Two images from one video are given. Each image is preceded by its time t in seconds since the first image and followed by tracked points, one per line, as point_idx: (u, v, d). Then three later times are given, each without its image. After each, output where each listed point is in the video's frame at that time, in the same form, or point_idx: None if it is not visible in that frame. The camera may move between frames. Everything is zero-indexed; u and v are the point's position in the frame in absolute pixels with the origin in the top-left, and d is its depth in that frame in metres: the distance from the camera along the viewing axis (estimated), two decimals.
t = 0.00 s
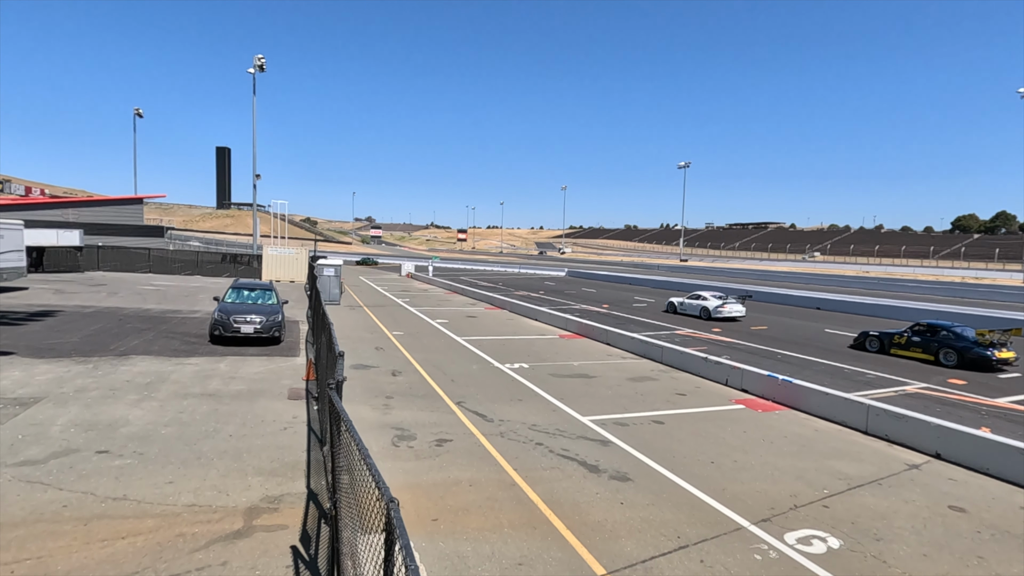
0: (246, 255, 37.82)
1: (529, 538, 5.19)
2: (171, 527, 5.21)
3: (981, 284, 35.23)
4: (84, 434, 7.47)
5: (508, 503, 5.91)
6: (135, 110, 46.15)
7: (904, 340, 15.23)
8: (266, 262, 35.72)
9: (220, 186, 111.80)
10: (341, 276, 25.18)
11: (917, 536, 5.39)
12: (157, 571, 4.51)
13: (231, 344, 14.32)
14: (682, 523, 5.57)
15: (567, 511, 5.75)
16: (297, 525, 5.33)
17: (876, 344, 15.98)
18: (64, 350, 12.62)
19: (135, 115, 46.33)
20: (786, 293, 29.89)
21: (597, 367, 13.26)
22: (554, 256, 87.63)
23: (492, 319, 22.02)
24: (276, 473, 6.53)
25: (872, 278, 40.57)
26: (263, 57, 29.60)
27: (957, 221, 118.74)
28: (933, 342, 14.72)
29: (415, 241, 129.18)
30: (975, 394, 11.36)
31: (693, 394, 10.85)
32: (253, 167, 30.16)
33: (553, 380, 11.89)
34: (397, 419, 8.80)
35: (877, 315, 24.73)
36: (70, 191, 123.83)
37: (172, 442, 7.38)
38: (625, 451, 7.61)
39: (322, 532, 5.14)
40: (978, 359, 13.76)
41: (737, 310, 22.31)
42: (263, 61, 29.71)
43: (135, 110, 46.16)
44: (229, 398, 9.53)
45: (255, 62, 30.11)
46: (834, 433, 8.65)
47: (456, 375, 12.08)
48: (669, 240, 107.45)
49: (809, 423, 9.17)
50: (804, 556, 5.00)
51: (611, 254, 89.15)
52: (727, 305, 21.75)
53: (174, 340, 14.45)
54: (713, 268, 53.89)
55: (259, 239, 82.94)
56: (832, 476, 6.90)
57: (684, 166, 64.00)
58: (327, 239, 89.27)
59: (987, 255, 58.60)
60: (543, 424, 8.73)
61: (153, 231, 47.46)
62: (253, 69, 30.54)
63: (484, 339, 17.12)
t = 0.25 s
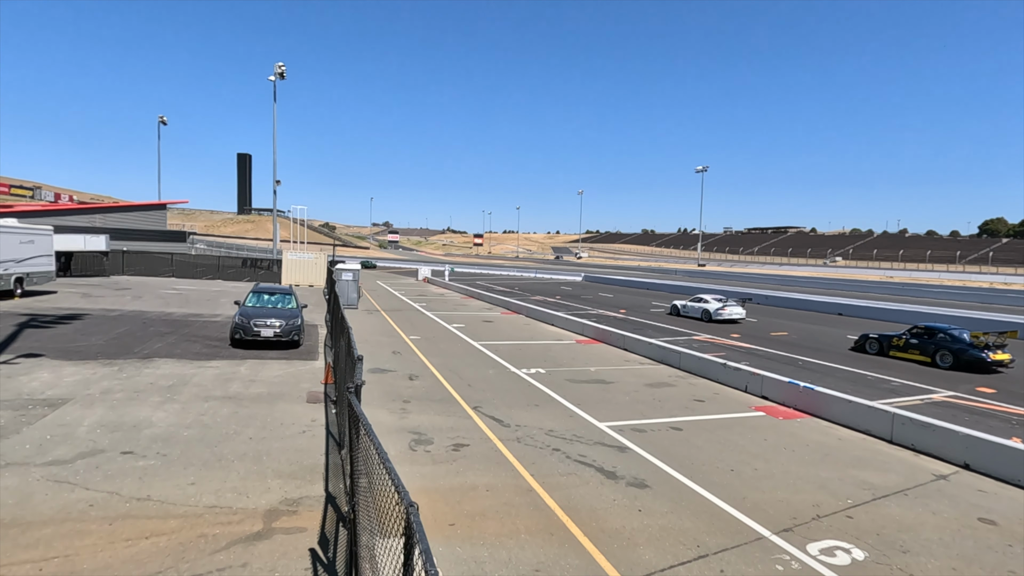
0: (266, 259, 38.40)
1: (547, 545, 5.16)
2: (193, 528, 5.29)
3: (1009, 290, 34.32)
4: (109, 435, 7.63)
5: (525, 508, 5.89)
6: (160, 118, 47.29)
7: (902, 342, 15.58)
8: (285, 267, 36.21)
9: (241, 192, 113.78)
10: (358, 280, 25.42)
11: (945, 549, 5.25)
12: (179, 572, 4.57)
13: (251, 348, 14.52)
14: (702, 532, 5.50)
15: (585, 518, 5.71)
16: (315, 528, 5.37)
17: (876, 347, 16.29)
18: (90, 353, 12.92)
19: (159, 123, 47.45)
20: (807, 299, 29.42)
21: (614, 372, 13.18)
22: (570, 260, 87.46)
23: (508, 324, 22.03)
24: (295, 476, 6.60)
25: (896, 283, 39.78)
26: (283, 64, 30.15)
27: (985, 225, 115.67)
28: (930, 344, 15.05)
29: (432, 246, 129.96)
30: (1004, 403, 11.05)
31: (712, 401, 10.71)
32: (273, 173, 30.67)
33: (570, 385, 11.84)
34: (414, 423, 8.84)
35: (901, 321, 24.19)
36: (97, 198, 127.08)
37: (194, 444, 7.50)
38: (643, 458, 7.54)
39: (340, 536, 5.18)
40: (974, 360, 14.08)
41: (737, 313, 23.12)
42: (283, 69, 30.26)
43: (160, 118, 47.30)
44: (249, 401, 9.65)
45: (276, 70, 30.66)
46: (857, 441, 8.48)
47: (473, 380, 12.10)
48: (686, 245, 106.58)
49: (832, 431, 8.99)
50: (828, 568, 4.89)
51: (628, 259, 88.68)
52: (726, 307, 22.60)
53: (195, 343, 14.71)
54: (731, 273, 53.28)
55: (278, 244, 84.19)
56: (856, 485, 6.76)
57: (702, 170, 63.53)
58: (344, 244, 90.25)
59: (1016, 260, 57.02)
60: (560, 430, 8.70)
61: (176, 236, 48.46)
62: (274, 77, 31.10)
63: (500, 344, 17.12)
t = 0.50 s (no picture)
0: (277, 263, 38.74)
1: (557, 550, 5.13)
2: (205, 530, 5.33)
3: None
4: (124, 438, 7.72)
5: (535, 514, 5.87)
6: (175, 125, 48.10)
7: (887, 343, 16.15)
8: (297, 271, 36.57)
9: (254, 197, 115.11)
10: (369, 284, 25.56)
11: (963, 558, 5.16)
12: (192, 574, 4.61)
13: (263, 351, 14.63)
14: (714, 539, 5.45)
15: (595, 524, 5.68)
16: (326, 532, 5.39)
17: (862, 347, 16.79)
18: (106, 356, 13.09)
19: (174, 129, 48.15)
20: (820, 303, 29.13)
21: (625, 377, 13.11)
22: (580, 264, 87.41)
23: (518, 328, 22.05)
24: (306, 480, 6.63)
25: (910, 288, 39.31)
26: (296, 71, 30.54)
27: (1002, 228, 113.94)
28: (913, 345, 15.63)
29: (441, 250, 130.48)
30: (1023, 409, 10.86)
31: (723, 406, 10.62)
32: (286, 179, 30.99)
33: (580, 390, 11.80)
34: (424, 427, 8.85)
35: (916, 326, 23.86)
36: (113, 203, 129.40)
37: (207, 447, 7.56)
38: (654, 464, 7.49)
39: (350, 540, 5.18)
40: (954, 359, 14.64)
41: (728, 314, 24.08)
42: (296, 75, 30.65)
43: (174, 125, 48.10)
44: (260, 404, 9.73)
45: (289, 76, 31.06)
46: (872, 448, 8.37)
47: (483, 384, 12.10)
48: (697, 249, 106.00)
49: (846, 437, 8.88)
50: None
51: (638, 263, 88.45)
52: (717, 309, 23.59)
53: (208, 346, 14.85)
54: (742, 277, 52.91)
55: (290, 248, 84.94)
56: (871, 493, 6.66)
57: (712, 174, 63.27)
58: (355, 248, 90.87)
59: None
60: (570, 435, 8.67)
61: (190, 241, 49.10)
62: (286, 84, 31.45)
63: (510, 348, 17.11)
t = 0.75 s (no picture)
0: (283, 268, 38.89)
1: (562, 556, 5.10)
2: (210, 535, 5.33)
3: None
4: (130, 442, 7.75)
5: (540, 519, 5.84)
6: (182, 131, 48.45)
7: (862, 342, 17.06)
8: (301, 276, 36.65)
9: (260, 202, 115.71)
10: (374, 289, 25.60)
11: (974, 566, 5.10)
12: None
13: (269, 356, 14.67)
14: (720, 545, 5.41)
15: (601, 529, 5.65)
16: (331, 536, 5.38)
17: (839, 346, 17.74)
18: (113, 360, 13.16)
19: (181, 135, 48.52)
20: (826, 308, 28.97)
21: (630, 382, 13.07)
22: (585, 269, 87.39)
23: (523, 333, 22.02)
24: (310, 484, 6.63)
25: (918, 292, 39.04)
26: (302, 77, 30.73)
27: (1010, 233, 113.18)
28: (885, 344, 16.56)
29: (446, 255, 130.63)
30: None
31: (730, 411, 10.56)
32: (292, 184, 31.14)
33: (585, 395, 11.76)
34: (429, 432, 8.84)
35: (924, 330, 23.66)
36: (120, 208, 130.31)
37: (212, 451, 7.57)
38: (660, 469, 7.46)
39: (355, 544, 5.17)
40: (920, 356, 15.56)
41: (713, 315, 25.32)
42: (302, 81, 30.85)
43: (182, 131, 48.45)
44: (266, 409, 9.74)
45: (295, 82, 31.25)
46: (880, 454, 8.29)
47: (488, 389, 12.07)
48: (703, 253, 105.49)
49: (853, 443, 8.81)
50: None
51: (643, 267, 88.31)
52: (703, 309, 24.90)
53: (214, 351, 14.90)
54: (747, 281, 52.71)
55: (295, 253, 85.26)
56: (880, 499, 6.60)
57: (718, 179, 63.22)
58: (361, 253, 91.16)
59: None
60: (575, 440, 8.63)
61: (197, 246, 49.39)
62: (292, 90, 31.66)
63: (515, 353, 17.10)
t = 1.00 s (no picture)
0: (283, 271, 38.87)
1: (564, 560, 5.09)
2: (211, 539, 5.31)
3: None
4: (130, 446, 7.73)
5: (542, 523, 5.83)
6: (183, 134, 48.55)
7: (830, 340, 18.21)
8: (303, 279, 36.59)
9: (260, 206, 115.84)
10: (374, 292, 25.60)
11: (977, 569, 5.07)
12: None
13: (269, 359, 14.66)
14: (723, 549, 5.38)
15: (603, 533, 5.63)
16: (332, 540, 5.36)
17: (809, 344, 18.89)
18: (113, 364, 13.14)
19: (181, 139, 48.55)
20: (827, 311, 28.97)
21: (630, 385, 13.06)
22: (585, 272, 87.37)
23: (523, 336, 22.01)
24: (311, 488, 6.61)
25: (918, 295, 39.04)
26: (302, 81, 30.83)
27: (1010, 236, 113.23)
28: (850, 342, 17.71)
29: (446, 258, 130.69)
30: None
31: (731, 414, 10.54)
32: (292, 187, 31.15)
33: (585, 398, 11.74)
34: (430, 435, 8.82)
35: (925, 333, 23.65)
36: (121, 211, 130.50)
37: (212, 454, 7.55)
38: (661, 472, 7.44)
39: (356, 548, 5.15)
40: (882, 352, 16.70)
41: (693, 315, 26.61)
42: (302, 85, 30.94)
43: (182, 135, 48.55)
44: (266, 412, 9.73)
45: (295, 86, 31.34)
46: (882, 457, 8.27)
47: (488, 392, 12.05)
48: (703, 256, 105.53)
49: (855, 446, 8.79)
50: None
51: (643, 270, 88.28)
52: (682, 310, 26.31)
53: (214, 354, 14.89)
54: (747, 284, 52.75)
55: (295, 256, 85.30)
56: (882, 502, 6.58)
57: (717, 181, 63.38)
58: (361, 256, 91.16)
59: None
60: (576, 443, 8.61)
61: (197, 249, 49.41)
62: (292, 93, 31.71)
63: (516, 356, 17.09)
